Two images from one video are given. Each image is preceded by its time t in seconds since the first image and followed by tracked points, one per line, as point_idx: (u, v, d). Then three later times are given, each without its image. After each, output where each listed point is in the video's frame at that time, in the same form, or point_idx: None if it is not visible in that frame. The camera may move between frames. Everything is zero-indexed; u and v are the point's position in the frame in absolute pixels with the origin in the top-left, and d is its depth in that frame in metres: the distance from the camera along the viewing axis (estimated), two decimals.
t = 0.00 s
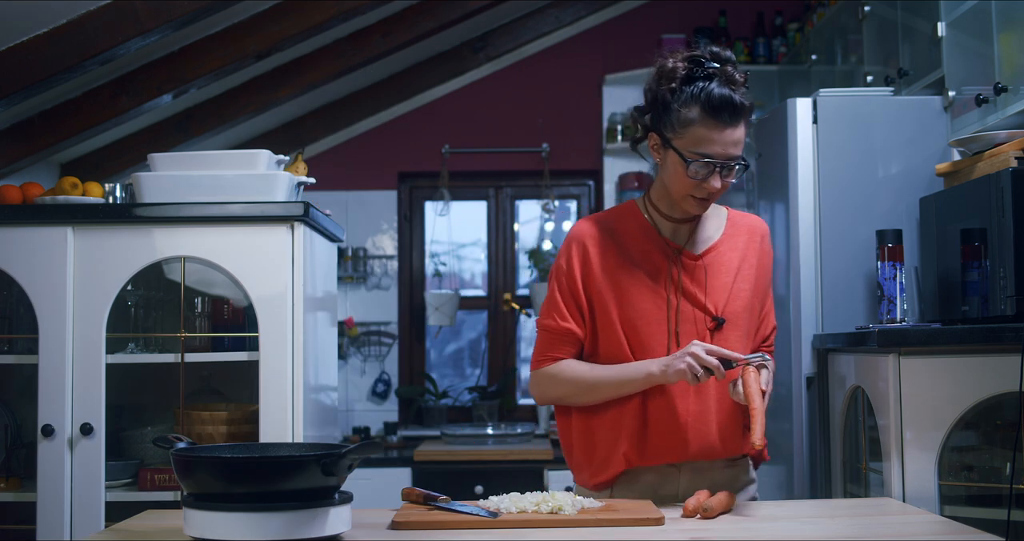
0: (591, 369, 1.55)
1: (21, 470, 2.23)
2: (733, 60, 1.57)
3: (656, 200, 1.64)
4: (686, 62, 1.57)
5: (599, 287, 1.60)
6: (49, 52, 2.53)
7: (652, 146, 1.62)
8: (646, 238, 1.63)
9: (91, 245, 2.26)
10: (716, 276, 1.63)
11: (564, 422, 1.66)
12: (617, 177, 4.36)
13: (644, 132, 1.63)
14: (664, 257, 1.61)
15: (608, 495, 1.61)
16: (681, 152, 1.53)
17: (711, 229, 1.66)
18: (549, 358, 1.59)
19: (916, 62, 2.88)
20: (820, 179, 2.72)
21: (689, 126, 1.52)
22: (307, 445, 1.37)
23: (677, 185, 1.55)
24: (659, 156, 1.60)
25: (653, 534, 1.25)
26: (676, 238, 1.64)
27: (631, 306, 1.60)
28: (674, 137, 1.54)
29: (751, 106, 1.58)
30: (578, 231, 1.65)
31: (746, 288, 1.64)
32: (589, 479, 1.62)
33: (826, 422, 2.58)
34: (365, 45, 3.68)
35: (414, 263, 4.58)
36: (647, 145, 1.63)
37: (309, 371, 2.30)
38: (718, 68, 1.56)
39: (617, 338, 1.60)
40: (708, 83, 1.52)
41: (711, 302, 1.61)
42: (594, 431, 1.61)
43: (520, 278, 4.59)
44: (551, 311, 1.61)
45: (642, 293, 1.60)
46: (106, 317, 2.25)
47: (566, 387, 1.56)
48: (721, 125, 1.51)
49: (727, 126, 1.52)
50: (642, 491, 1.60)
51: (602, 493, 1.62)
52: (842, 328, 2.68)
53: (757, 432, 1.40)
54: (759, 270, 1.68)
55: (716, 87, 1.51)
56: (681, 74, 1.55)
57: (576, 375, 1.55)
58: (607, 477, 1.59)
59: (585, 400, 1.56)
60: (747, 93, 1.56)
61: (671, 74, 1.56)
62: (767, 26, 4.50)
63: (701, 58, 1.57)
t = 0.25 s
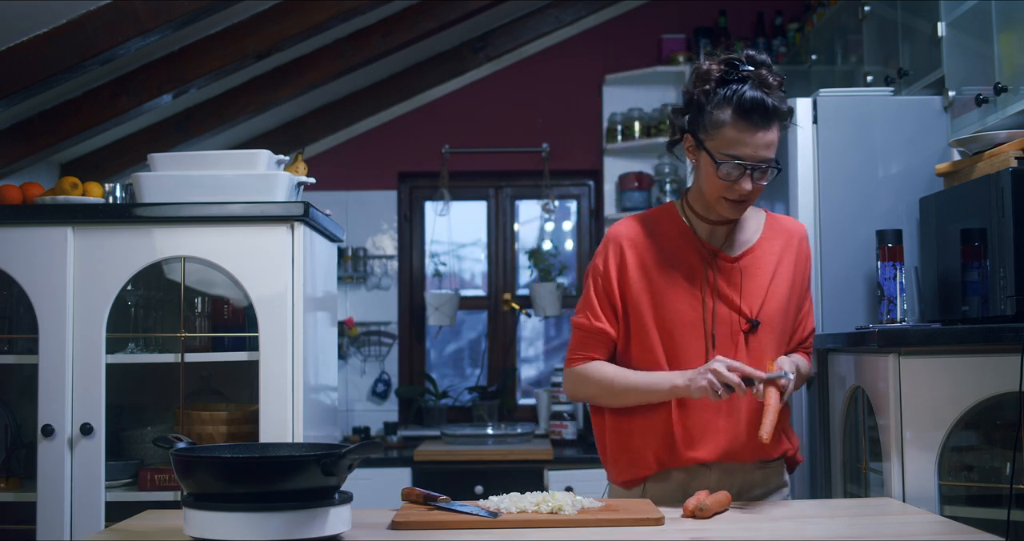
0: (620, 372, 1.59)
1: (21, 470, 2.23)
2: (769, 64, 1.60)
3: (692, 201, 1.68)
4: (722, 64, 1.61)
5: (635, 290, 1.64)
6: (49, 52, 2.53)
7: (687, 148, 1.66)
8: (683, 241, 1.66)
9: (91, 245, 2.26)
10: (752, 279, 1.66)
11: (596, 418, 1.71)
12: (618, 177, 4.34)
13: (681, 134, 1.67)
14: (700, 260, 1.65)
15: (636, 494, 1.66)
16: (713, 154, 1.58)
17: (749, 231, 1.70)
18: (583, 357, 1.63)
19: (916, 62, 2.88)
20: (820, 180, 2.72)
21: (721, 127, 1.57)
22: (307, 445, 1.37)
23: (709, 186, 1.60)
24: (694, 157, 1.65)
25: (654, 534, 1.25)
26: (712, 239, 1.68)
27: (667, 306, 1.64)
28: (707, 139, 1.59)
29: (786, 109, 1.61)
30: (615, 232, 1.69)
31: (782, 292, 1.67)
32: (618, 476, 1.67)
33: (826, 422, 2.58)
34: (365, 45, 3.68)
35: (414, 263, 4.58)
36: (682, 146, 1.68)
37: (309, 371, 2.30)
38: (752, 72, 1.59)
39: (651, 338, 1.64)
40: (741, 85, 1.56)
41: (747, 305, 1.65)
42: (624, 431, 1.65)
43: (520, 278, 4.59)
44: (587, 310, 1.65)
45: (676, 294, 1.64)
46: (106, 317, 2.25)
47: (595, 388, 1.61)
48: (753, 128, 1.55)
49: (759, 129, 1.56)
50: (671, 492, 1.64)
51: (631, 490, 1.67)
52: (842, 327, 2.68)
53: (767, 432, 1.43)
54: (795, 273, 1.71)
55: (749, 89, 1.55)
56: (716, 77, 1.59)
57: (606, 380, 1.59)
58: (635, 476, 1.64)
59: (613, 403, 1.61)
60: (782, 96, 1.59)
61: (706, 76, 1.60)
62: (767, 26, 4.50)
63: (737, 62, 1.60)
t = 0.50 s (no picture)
0: (638, 395, 1.59)
1: (21, 470, 2.23)
2: (778, 64, 1.60)
3: (708, 203, 1.68)
4: (732, 65, 1.62)
5: (654, 292, 1.65)
6: (49, 52, 2.53)
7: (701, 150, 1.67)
8: (701, 242, 1.67)
9: (91, 245, 2.26)
10: (770, 278, 1.66)
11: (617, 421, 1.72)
12: (618, 177, 4.34)
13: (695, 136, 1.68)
14: (718, 260, 1.66)
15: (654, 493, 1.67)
16: (724, 155, 1.58)
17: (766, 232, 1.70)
18: (606, 365, 1.64)
19: (916, 62, 2.88)
20: (820, 180, 2.72)
21: (731, 128, 1.57)
22: (307, 445, 1.37)
23: (722, 187, 1.60)
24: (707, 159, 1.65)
25: (653, 534, 1.24)
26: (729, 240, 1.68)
27: (686, 308, 1.64)
28: (718, 139, 1.59)
29: (798, 109, 1.61)
30: (633, 236, 1.69)
31: (800, 290, 1.67)
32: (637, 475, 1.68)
33: (826, 422, 2.57)
34: (365, 44, 3.68)
35: (413, 263, 4.58)
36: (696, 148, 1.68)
37: (309, 371, 2.30)
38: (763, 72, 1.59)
39: (672, 340, 1.64)
40: (750, 86, 1.56)
41: (765, 303, 1.65)
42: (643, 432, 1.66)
43: (520, 278, 4.59)
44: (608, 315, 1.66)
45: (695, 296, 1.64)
46: (106, 317, 2.25)
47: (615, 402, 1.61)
48: (763, 128, 1.55)
49: (768, 128, 1.56)
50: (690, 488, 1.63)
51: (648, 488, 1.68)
52: (843, 327, 2.67)
53: (766, 422, 1.45)
54: (814, 272, 1.70)
55: (757, 90, 1.55)
56: (725, 78, 1.59)
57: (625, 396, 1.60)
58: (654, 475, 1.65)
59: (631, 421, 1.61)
60: (791, 95, 1.59)
61: (716, 78, 1.61)
62: (767, 26, 4.50)
63: (748, 63, 1.61)
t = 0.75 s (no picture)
0: (638, 368, 1.63)
1: (21, 470, 2.23)
2: (774, 63, 1.60)
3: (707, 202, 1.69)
4: (729, 66, 1.62)
5: (651, 288, 1.66)
6: (49, 52, 2.53)
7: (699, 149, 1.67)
8: (698, 240, 1.67)
9: (91, 245, 2.26)
10: (768, 277, 1.66)
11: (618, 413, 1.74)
12: (618, 177, 4.34)
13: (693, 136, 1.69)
14: (714, 257, 1.66)
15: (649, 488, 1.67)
16: (720, 153, 1.58)
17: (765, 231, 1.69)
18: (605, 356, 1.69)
19: (916, 62, 2.88)
20: (820, 180, 2.72)
21: (726, 126, 1.57)
22: (307, 445, 1.37)
23: (718, 186, 1.60)
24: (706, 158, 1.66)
25: (653, 534, 1.24)
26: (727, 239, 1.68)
27: (683, 304, 1.64)
28: (714, 138, 1.60)
29: (795, 108, 1.60)
30: (632, 232, 1.70)
31: (798, 290, 1.66)
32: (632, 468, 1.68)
33: (826, 422, 2.57)
34: (365, 44, 3.68)
35: (413, 263, 4.58)
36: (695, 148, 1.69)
37: (309, 371, 2.30)
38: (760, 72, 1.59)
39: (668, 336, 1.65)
40: (745, 84, 1.56)
41: (761, 302, 1.64)
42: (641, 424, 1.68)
43: (520, 278, 4.59)
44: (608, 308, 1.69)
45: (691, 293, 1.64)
46: (106, 317, 2.25)
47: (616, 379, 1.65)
48: (758, 126, 1.55)
49: (763, 126, 1.55)
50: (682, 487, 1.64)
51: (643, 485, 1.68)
52: (843, 327, 2.67)
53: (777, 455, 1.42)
54: (813, 271, 1.70)
55: (752, 88, 1.55)
56: (721, 77, 1.60)
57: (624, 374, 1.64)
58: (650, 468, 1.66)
59: (634, 397, 1.65)
60: (788, 94, 1.58)
61: (712, 77, 1.62)
62: (767, 26, 4.50)
63: (745, 62, 1.61)
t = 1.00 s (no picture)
0: (628, 369, 1.60)
1: (21, 470, 2.23)
2: (760, 63, 1.61)
3: (695, 202, 1.69)
4: (716, 66, 1.63)
5: (639, 288, 1.65)
6: (49, 52, 2.53)
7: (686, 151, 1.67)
8: (686, 241, 1.67)
9: (91, 245, 2.26)
10: (755, 276, 1.66)
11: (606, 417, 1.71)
12: (618, 177, 4.34)
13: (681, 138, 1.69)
14: (702, 257, 1.66)
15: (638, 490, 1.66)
16: (706, 152, 1.58)
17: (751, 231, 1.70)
18: (592, 357, 1.65)
19: (916, 62, 2.88)
20: (820, 180, 2.72)
21: (712, 125, 1.57)
22: (307, 445, 1.37)
23: (705, 185, 1.60)
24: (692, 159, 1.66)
25: (654, 534, 1.24)
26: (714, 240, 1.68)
27: (671, 305, 1.64)
28: (700, 138, 1.59)
29: (782, 108, 1.60)
30: (620, 232, 1.69)
31: (785, 289, 1.66)
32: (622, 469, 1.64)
33: (826, 422, 2.57)
34: (365, 44, 3.68)
35: (414, 263, 4.58)
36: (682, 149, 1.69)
37: (309, 371, 2.30)
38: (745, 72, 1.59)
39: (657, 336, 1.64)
40: (730, 84, 1.57)
41: (749, 302, 1.64)
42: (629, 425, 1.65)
43: (520, 278, 4.59)
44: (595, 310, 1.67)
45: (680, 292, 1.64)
46: (106, 317, 2.25)
47: (604, 379, 1.62)
48: (743, 124, 1.55)
49: (750, 124, 1.55)
50: (671, 488, 1.63)
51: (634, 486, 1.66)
52: (843, 327, 2.67)
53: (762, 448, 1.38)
54: (799, 272, 1.70)
55: (738, 87, 1.56)
56: (707, 78, 1.61)
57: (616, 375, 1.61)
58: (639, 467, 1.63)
59: (624, 397, 1.61)
60: (774, 94, 1.59)
61: (699, 78, 1.62)
62: (767, 26, 4.50)
63: (730, 63, 1.62)
